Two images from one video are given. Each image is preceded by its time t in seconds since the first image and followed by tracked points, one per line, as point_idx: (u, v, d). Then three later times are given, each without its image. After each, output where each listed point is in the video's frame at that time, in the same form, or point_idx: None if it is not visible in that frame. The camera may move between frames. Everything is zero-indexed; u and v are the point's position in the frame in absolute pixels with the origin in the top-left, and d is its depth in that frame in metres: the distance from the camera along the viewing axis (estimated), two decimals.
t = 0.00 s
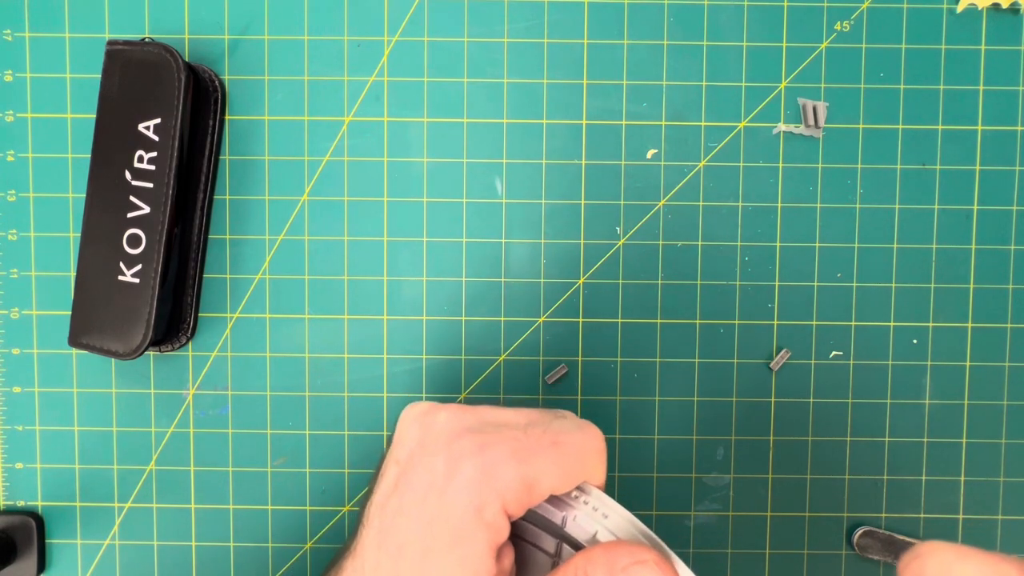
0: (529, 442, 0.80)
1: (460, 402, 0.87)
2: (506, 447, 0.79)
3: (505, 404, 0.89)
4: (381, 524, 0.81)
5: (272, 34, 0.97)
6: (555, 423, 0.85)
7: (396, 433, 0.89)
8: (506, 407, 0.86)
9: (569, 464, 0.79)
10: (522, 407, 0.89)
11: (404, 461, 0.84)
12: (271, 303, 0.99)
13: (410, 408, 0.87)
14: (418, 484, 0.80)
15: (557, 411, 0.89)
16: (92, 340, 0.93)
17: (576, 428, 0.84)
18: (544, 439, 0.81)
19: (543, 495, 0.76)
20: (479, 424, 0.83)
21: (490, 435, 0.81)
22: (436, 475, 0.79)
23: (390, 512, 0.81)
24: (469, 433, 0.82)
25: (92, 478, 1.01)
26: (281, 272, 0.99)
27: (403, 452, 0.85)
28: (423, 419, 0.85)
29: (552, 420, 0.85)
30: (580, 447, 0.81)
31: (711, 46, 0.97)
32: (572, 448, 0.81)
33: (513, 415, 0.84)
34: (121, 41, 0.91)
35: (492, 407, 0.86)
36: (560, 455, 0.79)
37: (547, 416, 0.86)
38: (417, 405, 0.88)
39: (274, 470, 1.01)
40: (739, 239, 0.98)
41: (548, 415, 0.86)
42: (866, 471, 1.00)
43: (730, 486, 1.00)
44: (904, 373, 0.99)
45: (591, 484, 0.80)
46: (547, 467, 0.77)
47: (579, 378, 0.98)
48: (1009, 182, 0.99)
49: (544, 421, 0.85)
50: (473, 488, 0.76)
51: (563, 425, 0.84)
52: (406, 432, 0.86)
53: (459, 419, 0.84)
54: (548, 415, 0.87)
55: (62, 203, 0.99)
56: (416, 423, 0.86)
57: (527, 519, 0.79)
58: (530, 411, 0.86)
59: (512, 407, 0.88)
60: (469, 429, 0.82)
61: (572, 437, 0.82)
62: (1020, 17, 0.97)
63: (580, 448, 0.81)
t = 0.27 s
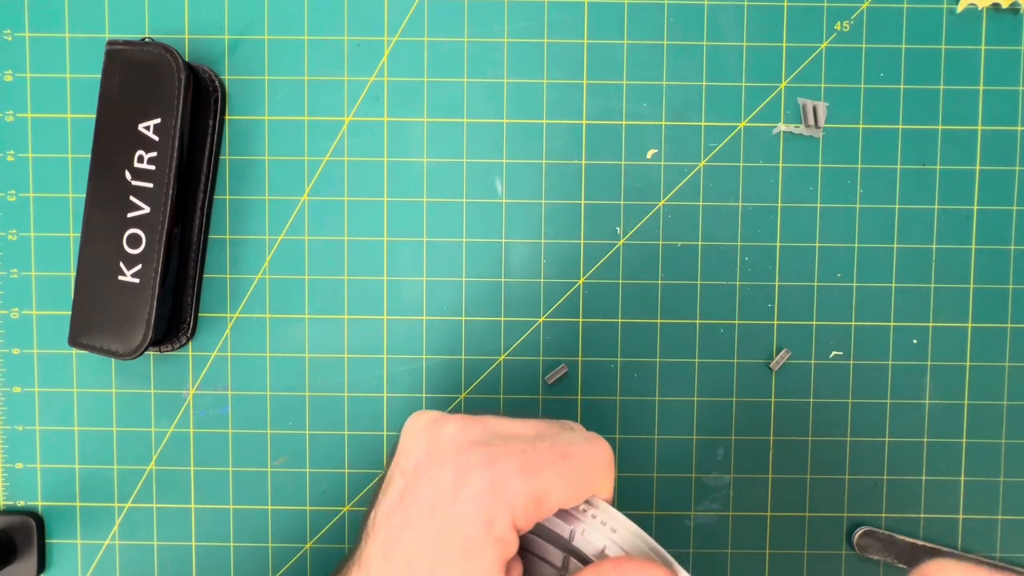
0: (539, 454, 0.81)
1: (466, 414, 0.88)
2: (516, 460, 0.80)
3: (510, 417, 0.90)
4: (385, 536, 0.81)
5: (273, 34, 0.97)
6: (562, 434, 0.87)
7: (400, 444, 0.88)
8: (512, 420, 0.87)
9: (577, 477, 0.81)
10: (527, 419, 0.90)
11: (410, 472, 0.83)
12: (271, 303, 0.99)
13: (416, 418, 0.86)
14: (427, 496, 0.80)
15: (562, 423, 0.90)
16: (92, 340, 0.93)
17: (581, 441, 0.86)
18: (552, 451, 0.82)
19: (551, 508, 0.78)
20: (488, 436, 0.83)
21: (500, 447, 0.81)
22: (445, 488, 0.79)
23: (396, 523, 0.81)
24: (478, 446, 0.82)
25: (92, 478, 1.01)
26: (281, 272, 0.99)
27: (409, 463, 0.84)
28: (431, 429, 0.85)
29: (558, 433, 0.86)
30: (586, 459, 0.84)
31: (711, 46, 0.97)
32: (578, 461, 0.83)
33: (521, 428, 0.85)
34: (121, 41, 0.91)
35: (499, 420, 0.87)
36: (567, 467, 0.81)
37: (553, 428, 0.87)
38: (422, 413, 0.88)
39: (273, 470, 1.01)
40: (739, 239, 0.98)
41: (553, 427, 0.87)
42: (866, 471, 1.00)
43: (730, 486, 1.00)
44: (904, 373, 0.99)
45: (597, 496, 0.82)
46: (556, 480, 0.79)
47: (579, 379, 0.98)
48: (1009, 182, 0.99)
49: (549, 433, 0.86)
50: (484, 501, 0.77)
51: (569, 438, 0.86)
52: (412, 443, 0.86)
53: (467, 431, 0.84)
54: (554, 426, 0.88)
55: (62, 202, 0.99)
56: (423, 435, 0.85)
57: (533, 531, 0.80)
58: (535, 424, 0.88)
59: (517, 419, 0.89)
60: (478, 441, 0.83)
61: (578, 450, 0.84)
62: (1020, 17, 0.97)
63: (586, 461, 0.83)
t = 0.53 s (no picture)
0: (531, 465, 0.77)
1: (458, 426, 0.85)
2: (507, 472, 0.76)
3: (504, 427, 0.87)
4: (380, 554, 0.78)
5: (273, 34, 0.97)
6: (555, 443, 0.83)
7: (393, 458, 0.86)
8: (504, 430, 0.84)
9: (572, 487, 0.77)
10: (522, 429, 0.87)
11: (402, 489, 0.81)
12: (271, 303, 0.99)
13: (405, 433, 0.84)
14: (419, 513, 0.77)
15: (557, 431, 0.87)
16: (92, 340, 0.93)
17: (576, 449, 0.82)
18: (546, 461, 0.78)
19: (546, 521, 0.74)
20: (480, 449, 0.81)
21: (491, 459, 0.78)
22: (438, 504, 0.76)
23: (389, 541, 0.78)
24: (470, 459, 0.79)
25: (92, 478, 1.01)
26: (281, 272, 0.99)
27: (401, 479, 0.82)
28: (421, 444, 0.83)
29: (552, 442, 0.83)
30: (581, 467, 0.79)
31: (711, 46, 0.97)
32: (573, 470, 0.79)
33: (513, 439, 0.82)
34: (121, 41, 0.91)
35: (492, 430, 0.84)
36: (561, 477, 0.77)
37: (546, 438, 0.84)
38: (410, 426, 0.86)
39: (274, 470, 1.01)
40: (739, 239, 0.98)
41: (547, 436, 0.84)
42: (866, 471, 1.00)
43: (730, 486, 1.00)
44: (904, 373, 0.99)
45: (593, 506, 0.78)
46: (550, 491, 0.75)
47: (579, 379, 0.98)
48: (1009, 182, 0.99)
49: (543, 442, 0.82)
50: (475, 516, 0.74)
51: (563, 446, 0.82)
52: (403, 458, 0.83)
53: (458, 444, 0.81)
54: (547, 435, 0.84)
55: (62, 202, 0.99)
56: (414, 450, 0.83)
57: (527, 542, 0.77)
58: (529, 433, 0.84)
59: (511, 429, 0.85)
60: (469, 455, 0.80)
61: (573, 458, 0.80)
62: (1020, 17, 0.97)
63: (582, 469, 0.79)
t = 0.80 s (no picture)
0: (524, 460, 0.79)
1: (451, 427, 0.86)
2: (503, 467, 0.78)
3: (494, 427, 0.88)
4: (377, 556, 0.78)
5: (272, 34, 0.97)
6: (546, 440, 0.84)
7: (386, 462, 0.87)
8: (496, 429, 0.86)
9: (566, 480, 0.79)
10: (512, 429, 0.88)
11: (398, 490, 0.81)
12: (271, 303, 0.99)
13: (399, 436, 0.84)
14: (417, 512, 0.77)
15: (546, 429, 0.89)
16: (92, 340, 0.93)
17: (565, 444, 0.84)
18: (538, 456, 0.80)
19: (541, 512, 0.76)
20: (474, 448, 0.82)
21: (485, 456, 0.80)
22: (435, 502, 0.77)
23: (386, 542, 0.78)
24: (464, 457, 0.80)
25: (92, 478, 1.01)
26: (281, 272, 0.99)
27: (396, 480, 0.82)
28: (416, 445, 0.84)
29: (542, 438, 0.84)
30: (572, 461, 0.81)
31: (711, 46, 0.97)
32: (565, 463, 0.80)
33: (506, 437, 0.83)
34: (121, 41, 0.91)
35: (485, 431, 0.85)
36: (554, 471, 0.79)
37: (536, 435, 0.85)
38: (402, 432, 0.87)
39: (273, 470, 1.01)
40: (739, 239, 0.98)
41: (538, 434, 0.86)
42: (866, 471, 1.00)
43: (730, 486, 1.00)
44: (904, 373, 0.99)
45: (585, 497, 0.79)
46: (544, 484, 0.77)
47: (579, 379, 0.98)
48: (1009, 182, 0.99)
49: (534, 439, 0.84)
50: (473, 510, 0.74)
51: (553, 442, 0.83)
52: (398, 460, 0.84)
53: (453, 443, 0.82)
54: (538, 433, 0.86)
55: (62, 202, 0.99)
56: (409, 451, 0.84)
57: (522, 535, 0.78)
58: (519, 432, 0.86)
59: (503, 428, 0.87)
60: (464, 454, 0.81)
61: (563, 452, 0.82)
62: (1020, 17, 0.97)
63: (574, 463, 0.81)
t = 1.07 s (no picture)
0: (467, 432, 0.77)
1: (394, 411, 0.86)
2: (444, 441, 0.75)
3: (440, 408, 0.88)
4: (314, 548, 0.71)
5: (273, 34, 0.97)
6: (490, 415, 0.84)
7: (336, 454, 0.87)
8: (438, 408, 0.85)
9: (508, 450, 0.76)
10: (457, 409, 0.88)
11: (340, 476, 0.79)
12: (271, 303, 0.99)
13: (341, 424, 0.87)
14: (356, 494, 0.72)
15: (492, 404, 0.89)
16: (92, 340, 0.93)
17: (509, 420, 0.82)
18: (480, 428, 0.78)
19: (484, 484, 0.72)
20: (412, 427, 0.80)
21: (424, 434, 0.78)
22: (373, 481, 0.72)
23: (324, 531, 0.72)
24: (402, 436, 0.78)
25: (92, 478, 1.01)
26: (281, 272, 0.99)
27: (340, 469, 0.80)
28: (357, 429, 0.85)
29: (484, 413, 0.84)
30: (515, 433, 0.80)
31: (711, 46, 0.97)
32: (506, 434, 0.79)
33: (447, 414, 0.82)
34: (121, 41, 0.92)
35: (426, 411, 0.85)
36: (496, 441, 0.77)
37: (481, 410, 0.85)
38: (352, 419, 0.90)
39: (273, 470, 1.01)
40: (739, 239, 0.98)
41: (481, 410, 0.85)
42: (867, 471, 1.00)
43: (730, 486, 0.99)
44: (904, 373, 0.99)
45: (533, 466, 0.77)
46: (485, 454, 0.74)
47: (578, 379, 0.98)
48: (1009, 182, 0.98)
49: (476, 415, 0.82)
50: (413, 486, 0.70)
51: (496, 417, 0.83)
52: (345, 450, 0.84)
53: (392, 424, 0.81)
54: (481, 409, 0.85)
55: (62, 202, 0.99)
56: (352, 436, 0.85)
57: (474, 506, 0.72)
58: (461, 411, 0.85)
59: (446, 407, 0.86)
60: (401, 434, 0.79)
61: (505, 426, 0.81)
62: (1020, 17, 0.97)
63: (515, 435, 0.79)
